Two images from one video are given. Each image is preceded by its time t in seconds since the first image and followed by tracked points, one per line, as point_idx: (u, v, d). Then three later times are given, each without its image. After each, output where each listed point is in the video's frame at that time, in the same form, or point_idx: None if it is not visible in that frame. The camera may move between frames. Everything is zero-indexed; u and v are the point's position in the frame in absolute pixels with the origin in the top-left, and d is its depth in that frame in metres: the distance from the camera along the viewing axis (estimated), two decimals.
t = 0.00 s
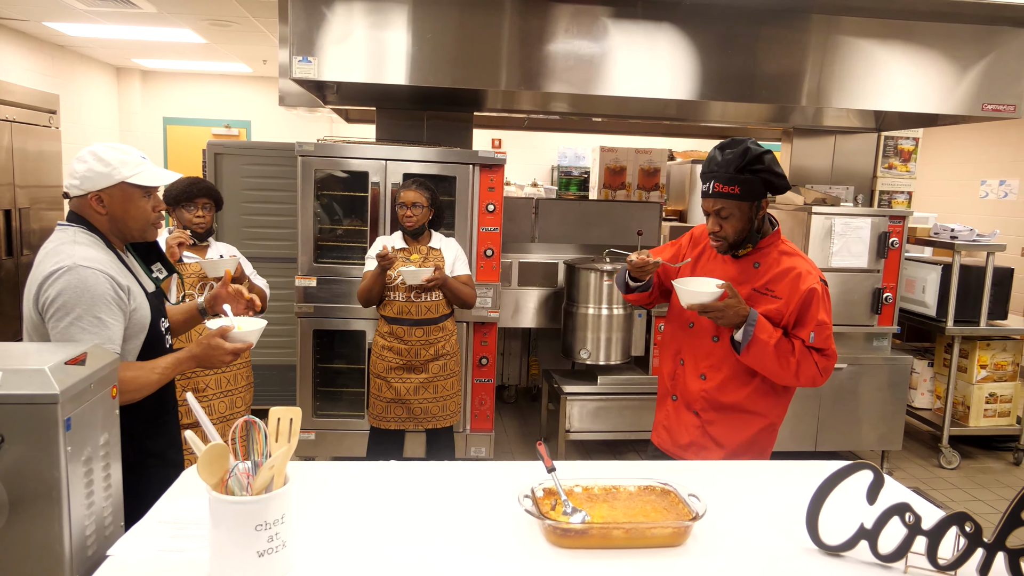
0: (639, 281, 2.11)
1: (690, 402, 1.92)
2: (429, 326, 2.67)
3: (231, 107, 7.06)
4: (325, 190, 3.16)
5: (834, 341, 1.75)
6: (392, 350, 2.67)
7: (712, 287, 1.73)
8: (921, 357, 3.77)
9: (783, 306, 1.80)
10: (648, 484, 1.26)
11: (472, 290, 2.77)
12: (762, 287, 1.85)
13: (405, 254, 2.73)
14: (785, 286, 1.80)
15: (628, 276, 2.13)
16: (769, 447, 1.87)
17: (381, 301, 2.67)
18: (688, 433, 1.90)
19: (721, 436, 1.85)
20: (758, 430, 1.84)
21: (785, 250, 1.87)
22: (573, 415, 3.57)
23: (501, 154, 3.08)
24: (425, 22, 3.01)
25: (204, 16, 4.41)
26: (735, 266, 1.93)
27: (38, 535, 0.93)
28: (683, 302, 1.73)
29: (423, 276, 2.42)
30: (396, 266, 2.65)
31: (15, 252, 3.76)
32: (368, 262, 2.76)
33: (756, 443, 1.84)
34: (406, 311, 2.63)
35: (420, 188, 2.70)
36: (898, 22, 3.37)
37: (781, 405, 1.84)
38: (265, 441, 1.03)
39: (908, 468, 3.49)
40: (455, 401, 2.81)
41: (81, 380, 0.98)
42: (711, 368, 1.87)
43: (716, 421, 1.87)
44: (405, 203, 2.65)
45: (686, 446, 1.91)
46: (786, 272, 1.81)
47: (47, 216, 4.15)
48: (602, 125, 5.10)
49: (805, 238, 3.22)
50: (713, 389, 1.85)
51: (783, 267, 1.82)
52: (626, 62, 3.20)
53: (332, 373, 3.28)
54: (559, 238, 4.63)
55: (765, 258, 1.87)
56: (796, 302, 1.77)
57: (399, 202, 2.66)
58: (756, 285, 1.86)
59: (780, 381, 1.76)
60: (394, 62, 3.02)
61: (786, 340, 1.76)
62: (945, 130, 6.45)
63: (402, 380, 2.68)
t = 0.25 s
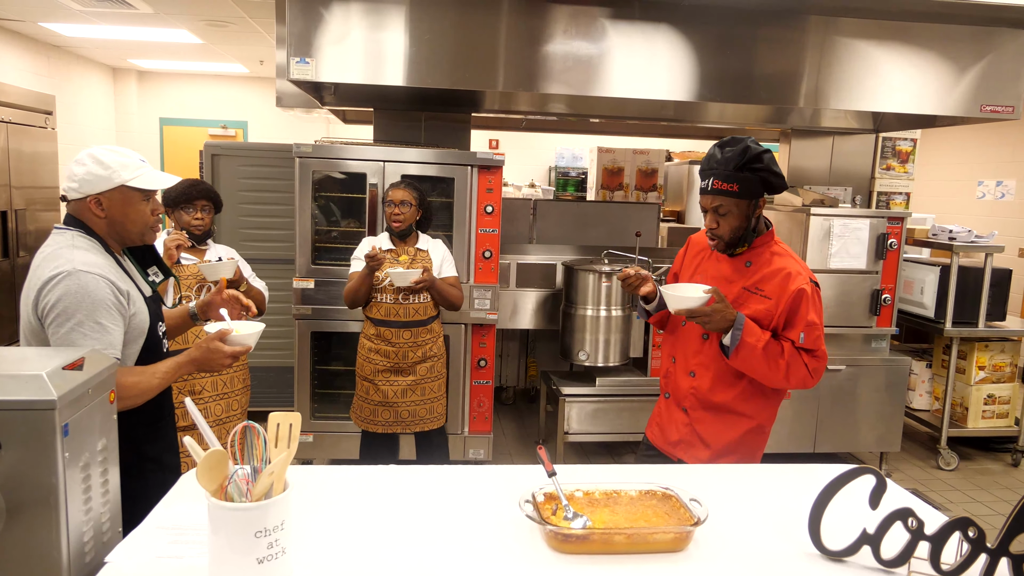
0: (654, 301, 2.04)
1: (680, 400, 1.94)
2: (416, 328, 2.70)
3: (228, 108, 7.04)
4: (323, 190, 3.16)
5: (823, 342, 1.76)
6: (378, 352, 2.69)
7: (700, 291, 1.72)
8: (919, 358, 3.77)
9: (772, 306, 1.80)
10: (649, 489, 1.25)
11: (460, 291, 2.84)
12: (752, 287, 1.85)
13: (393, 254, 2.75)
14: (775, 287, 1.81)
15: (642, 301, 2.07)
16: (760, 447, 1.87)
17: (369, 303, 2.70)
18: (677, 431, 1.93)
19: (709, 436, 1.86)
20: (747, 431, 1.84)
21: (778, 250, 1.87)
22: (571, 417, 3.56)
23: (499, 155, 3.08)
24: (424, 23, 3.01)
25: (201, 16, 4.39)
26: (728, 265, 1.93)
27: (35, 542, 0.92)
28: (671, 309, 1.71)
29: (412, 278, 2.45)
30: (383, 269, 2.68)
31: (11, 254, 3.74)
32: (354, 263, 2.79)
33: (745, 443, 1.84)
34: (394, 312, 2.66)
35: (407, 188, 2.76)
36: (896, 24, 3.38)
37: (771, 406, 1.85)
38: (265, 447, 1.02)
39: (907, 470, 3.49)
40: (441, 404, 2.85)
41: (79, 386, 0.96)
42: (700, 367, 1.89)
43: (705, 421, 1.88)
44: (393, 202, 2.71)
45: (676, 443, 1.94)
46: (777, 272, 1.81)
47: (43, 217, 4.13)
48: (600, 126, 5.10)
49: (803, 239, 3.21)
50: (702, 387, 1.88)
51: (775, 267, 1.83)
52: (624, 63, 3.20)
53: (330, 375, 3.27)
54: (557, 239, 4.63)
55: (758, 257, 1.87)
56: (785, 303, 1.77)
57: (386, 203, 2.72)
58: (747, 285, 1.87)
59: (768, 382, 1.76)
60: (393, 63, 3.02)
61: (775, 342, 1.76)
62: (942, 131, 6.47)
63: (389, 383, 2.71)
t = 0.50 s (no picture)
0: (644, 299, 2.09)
1: (669, 396, 1.96)
2: (409, 330, 2.74)
3: (227, 109, 7.03)
4: (323, 193, 3.14)
5: (805, 337, 1.75)
6: (372, 356, 2.73)
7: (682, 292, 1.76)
8: (920, 361, 3.76)
9: (754, 302, 1.80)
10: (649, 496, 1.24)
11: (450, 294, 2.86)
12: (734, 283, 1.84)
13: (384, 257, 2.76)
14: (757, 283, 1.80)
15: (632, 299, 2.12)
16: (748, 442, 1.87)
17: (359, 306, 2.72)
18: (667, 427, 1.94)
19: (697, 432, 1.87)
20: (734, 427, 1.84)
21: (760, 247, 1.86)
22: (571, 420, 3.55)
23: (499, 157, 3.06)
24: (423, 24, 2.99)
25: (200, 17, 4.38)
26: (712, 261, 1.93)
27: (29, 552, 0.90)
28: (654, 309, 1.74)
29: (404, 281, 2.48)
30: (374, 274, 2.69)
31: (9, 256, 3.73)
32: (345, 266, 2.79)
33: (733, 439, 1.84)
34: (387, 316, 2.70)
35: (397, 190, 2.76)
36: (897, 25, 3.37)
37: (758, 401, 1.84)
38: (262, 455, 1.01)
39: (907, 472, 3.48)
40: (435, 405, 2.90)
41: (74, 394, 0.95)
42: (686, 363, 1.91)
43: (693, 417, 1.89)
44: (384, 206, 2.71)
45: (667, 440, 1.95)
46: (758, 269, 1.81)
47: (41, 219, 4.11)
48: (600, 127, 5.09)
49: (803, 241, 3.20)
50: (689, 383, 1.89)
51: (756, 263, 1.82)
52: (624, 65, 3.19)
53: (329, 378, 3.26)
54: (556, 241, 4.62)
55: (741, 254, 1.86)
56: (766, 299, 1.77)
57: (377, 206, 2.72)
58: (730, 281, 1.86)
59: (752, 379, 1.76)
60: (391, 65, 3.01)
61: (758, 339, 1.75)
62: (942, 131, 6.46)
63: (382, 386, 2.75)
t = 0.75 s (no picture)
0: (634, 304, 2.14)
1: (665, 395, 1.99)
2: (406, 333, 2.73)
3: (229, 110, 7.03)
4: (323, 195, 3.12)
5: (791, 324, 1.81)
6: (370, 360, 2.72)
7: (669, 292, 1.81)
8: (923, 362, 3.74)
9: (741, 295, 1.86)
10: (649, 503, 1.23)
11: (447, 296, 2.86)
12: (720, 278, 1.90)
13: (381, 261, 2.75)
14: (742, 276, 1.86)
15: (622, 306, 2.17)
16: (744, 433, 1.91)
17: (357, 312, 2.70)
18: (664, 425, 1.97)
19: (695, 426, 1.91)
20: (730, 419, 1.89)
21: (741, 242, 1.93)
22: (573, 423, 3.53)
23: (499, 159, 3.05)
24: (424, 26, 2.98)
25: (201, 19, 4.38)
26: (696, 259, 1.99)
27: (20, 563, 0.89)
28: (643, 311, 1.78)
29: (402, 287, 2.48)
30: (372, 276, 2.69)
31: (10, 258, 3.73)
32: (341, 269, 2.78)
33: (730, 431, 1.89)
34: (384, 320, 2.69)
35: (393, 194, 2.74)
36: (900, 25, 3.35)
37: (751, 392, 1.89)
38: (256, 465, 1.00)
39: (911, 475, 3.46)
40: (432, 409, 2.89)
41: (66, 403, 0.94)
42: (680, 360, 1.95)
43: (689, 413, 1.93)
44: (380, 209, 2.69)
45: (664, 438, 1.98)
46: (741, 262, 1.87)
47: (42, 221, 4.11)
48: (602, 128, 5.07)
49: (806, 243, 3.18)
50: (684, 380, 1.93)
51: (738, 257, 1.88)
52: (625, 66, 3.17)
53: (329, 381, 3.25)
54: (557, 242, 4.61)
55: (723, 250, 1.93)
56: (752, 291, 1.84)
57: (373, 210, 2.70)
58: (715, 277, 1.92)
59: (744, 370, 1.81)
60: (392, 66, 3.00)
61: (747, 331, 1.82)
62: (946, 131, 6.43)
63: (379, 390, 2.74)
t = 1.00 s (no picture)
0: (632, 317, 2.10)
1: (668, 398, 1.96)
2: (410, 336, 2.72)
3: (236, 111, 7.05)
4: (328, 197, 3.12)
5: (792, 317, 1.85)
6: (373, 362, 2.71)
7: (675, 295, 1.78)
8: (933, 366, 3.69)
9: (741, 292, 1.87)
10: (653, 511, 1.20)
11: (451, 298, 2.86)
12: (718, 277, 1.91)
13: (384, 263, 2.75)
14: (741, 273, 1.88)
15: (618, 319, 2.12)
16: (748, 428, 1.93)
17: (361, 313, 2.70)
18: (671, 429, 1.94)
19: (704, 426, 1.89)
20: (736, 415, 1.89)
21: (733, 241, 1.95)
22: (578, 425, 3.51)
23: (504, 160, 3.03)
24: (428, 26, 2.97)
25: (207, 20, 4.39)
26: (689, 261, 1.99)
27: (13, 570, 0.87)
28: (650, 317, 1.75)
29: (406, 288, 2.46)
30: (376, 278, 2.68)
31: (17, 259, 3.75)
32: (344, 272, 2.77)
33: (737, 427, 1.89)
34: (388, 322, 2.68)
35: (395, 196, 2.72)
36: (910, 25, 3.30)
37: (753, 386, 1.91)
38: (252, 470, 0.99)
39: (920, 481, 3.41)
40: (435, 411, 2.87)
41: (61, 407, 0.92)
42: (683, 361, 1.93)
43: (696, 414, 1.91)
44: (382, 212, 2.66)
45: (670, 441, 1.95)
46: (738, 260, 1.89)
47: (50, 222, 4.13)
48: (609, 130, 5.05)
49: (815, 245, 3.15)
50: (689, 381, 1.91)
51: (735, 256, 1.90)
52: (632, 66, 3.15)
53: (333, 383, 3.24)
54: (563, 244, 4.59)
55: (716, 250, 1.94)
56: (753, 288, 1.86)
57: (375, 212, 2.68)
58: (713, 276, 1.92)
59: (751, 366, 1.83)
60: (396, 67, 2.99)
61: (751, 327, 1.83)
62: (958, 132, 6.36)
63: (382, 392, 2.73)
